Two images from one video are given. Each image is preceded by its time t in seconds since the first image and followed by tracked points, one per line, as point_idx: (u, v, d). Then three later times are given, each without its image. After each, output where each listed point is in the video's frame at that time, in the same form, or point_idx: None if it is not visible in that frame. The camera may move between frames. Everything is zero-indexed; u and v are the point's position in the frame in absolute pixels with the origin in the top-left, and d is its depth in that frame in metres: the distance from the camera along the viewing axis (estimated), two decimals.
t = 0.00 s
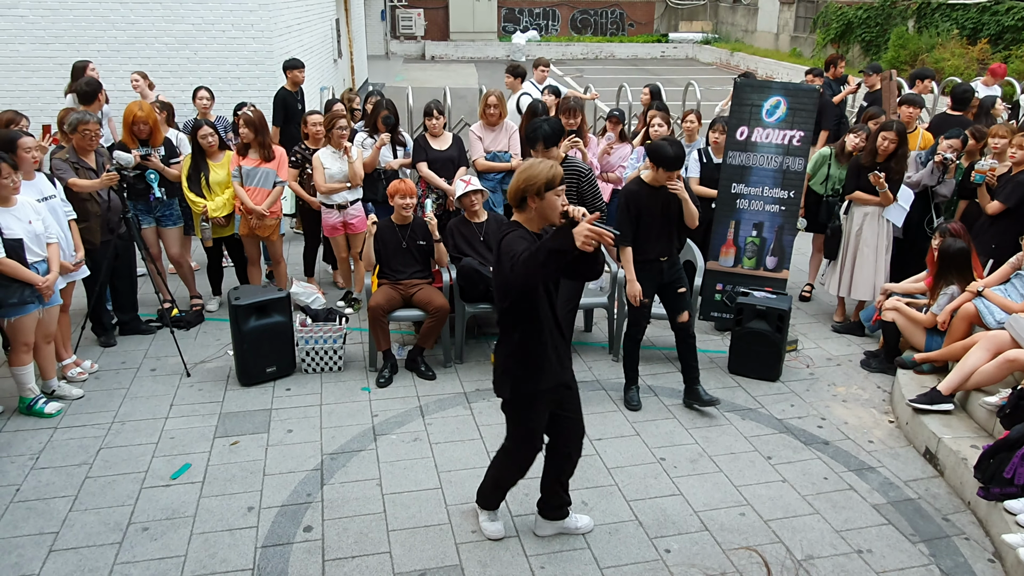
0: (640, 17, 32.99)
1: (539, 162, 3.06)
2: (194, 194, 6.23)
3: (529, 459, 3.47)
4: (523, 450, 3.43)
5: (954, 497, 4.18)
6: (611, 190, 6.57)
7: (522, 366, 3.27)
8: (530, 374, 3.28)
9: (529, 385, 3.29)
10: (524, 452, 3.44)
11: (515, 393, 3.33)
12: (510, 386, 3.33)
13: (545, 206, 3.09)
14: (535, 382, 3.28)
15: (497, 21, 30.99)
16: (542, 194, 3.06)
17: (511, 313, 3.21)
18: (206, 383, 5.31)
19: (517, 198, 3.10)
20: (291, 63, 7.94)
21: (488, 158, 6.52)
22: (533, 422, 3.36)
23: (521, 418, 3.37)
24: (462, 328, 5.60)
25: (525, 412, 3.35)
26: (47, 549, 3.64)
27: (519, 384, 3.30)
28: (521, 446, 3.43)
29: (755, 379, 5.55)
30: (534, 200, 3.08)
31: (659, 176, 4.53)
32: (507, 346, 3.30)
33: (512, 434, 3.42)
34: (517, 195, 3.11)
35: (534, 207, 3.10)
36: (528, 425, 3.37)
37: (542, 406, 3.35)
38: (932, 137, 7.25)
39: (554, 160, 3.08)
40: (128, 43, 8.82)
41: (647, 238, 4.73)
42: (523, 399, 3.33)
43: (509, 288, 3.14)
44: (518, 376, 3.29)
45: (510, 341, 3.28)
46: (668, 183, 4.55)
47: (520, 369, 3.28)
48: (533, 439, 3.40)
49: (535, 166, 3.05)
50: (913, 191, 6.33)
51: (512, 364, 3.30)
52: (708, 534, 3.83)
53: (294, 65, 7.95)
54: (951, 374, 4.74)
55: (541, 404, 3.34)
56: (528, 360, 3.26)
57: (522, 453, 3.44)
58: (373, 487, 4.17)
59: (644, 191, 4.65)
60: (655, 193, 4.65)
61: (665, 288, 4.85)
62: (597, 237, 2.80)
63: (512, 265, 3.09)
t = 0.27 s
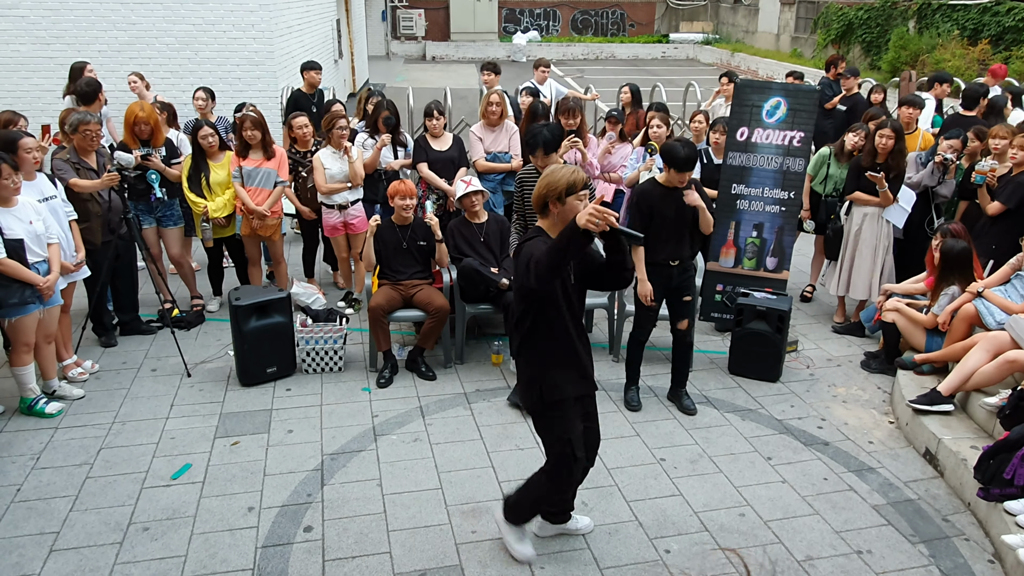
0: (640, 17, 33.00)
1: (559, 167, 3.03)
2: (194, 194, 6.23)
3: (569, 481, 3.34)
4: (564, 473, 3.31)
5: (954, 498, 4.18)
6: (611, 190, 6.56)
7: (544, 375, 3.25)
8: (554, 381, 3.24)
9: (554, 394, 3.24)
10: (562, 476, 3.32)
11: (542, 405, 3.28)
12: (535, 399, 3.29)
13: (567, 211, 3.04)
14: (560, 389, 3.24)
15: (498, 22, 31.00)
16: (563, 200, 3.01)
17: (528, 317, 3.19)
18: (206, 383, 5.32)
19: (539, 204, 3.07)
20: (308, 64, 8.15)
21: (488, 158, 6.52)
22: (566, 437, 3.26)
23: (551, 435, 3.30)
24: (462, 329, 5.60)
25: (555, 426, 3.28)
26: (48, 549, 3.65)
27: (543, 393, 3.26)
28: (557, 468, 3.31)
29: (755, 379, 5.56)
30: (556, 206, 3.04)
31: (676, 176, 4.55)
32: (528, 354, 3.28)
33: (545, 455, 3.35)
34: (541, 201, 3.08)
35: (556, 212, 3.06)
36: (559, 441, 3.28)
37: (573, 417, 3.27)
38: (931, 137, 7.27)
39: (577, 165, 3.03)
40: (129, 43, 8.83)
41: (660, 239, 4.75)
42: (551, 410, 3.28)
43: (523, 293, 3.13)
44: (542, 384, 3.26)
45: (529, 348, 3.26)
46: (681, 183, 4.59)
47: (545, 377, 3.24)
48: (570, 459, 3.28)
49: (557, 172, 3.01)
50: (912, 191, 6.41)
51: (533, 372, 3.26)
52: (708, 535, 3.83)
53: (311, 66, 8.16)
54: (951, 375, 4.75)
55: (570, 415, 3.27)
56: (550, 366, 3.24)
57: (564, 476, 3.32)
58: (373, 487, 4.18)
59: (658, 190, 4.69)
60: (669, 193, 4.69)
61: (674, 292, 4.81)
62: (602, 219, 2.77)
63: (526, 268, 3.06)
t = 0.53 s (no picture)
0: (640, 19, 33.03)
1: (563, 161, 3.01)
2: (194, 196, 6.24)
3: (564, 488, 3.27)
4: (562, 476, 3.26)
5: (952, 499, 4.19)
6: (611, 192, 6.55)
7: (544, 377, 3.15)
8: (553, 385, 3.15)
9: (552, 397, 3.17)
10: (560, 481, 3.26)
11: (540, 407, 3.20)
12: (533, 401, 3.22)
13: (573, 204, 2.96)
14: (558, 393, 3.15)
15: (498, 24, 31.04)
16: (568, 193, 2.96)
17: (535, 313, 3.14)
18: (205, 386, 5.32)
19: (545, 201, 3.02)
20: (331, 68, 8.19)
21: (488, 161, 6.53)
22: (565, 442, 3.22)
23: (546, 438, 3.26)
24: (461, 331, 5.61)
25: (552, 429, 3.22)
26: (46, 551, 3.65)
27: (542, 395, 3.17)
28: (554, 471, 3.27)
29: (754, 381, 5.56)
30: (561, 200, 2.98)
31: (688, 180, 4.55)
32: (529, 355, 3.19)
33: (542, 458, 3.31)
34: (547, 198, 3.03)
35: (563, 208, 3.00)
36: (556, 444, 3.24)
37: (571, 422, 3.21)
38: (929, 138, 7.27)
39: (580, 157, 3.02)
40: (128, 46, 8.84)
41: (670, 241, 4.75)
42: (548, 413, 3.20)
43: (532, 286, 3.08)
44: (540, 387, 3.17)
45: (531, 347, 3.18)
46: (692, 187, 4.60)
47: (544, 379, 3.15)
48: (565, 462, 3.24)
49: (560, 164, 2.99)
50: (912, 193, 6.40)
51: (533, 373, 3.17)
52: (707, 537, 3.83)
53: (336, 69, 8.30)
54: (949, 377, 4.75)
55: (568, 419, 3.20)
56: (550, 369, 3.14)
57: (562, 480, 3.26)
58: (372, 489, 4.18)
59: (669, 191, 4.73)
60: (684, 197, 4.71)
61: (683, 296, 4.80)
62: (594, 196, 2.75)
63: (535, 260, 3.03)
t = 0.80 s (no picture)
0: (638, 21, 33.06)
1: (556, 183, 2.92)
2: (192, 199, 6.25)
3: (574, 518, 3.13)
4: (568, 504, 3.13)
5: (952, 500, 4.19)
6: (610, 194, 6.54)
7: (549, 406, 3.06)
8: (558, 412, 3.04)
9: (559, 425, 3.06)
10: (572, 507, 3.13)
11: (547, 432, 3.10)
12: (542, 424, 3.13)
13: (566, 230, 2.85)
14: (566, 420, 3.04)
15: (496, 26, 31.09)
16: (558, 218, 2.85)
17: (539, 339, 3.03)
18: (204, 388, 5.31)
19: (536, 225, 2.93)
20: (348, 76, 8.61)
21: (486, 162, 6.53)
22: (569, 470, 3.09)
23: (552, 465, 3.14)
24: (460, 332, 5.60)
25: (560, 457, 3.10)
26: (45, 554, 3.65)
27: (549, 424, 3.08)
28: (561, 501, 3.13)
29: (753, 382, 5.56)
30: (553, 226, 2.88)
31: (693, 185, 4.54)
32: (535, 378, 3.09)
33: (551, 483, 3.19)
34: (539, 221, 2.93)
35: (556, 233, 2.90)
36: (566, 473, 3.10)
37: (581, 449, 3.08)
38: (926, 137, 7.24)
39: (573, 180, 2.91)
40: (127, 49, 8.85)
41: (673, 244, 4.74)
42: (556, 443, 3.09)
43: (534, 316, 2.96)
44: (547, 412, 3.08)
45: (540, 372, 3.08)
46: (697, 191, 4.60)
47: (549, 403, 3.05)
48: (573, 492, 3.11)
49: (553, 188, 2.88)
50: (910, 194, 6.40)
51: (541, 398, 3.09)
52: (707, 538, 3.83)
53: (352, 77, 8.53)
54: (949, 378, 4.75)
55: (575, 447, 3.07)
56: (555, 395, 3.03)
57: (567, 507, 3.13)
58: (371, 491, 4.18)
59: (671, 193, 4.74)
60: (691, 202, 4.70)
61: (684, 297, 4.79)
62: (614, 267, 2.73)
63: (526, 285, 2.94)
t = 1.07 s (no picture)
0: (635, 22, 33.08)
1: (556, 197, 2.85)
2: (189, 201, 6.24)
3: (584, 536, 3.15)
4: (577, 528, 3.13)
5: (950, 500, 4.19)
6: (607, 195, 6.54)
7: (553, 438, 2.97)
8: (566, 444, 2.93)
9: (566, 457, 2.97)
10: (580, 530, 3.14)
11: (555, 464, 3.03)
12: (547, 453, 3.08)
13: (566, 247, 2.81)
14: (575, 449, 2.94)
15: (494, 27, 31.08)
16: (558, 234, 2.80)
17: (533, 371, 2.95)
18: (202, 390, 5.31)
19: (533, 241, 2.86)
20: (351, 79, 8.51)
21: (484, 163, 6.53)
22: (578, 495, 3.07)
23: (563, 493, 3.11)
24: (458, 334, 5.60)
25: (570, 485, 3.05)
26: (42, 557, 3.64)
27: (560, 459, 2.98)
28: (572, 523, 3.12)
29: (751, 383, 5.57)
30: (553, 242, 2.83)
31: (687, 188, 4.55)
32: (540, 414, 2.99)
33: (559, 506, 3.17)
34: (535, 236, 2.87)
35: (553, 250, 2.84)
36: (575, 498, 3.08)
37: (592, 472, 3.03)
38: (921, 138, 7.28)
39: (574, 195, 2.84)
40: (124, 50, 8.84)
41: (671, 247, 4.74)
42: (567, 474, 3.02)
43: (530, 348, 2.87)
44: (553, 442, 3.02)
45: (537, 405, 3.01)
46: (691, 195, 4.61)
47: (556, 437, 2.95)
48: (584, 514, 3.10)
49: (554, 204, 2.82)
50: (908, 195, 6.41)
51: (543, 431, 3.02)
52: (704, 539, 3.83)
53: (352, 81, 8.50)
54: (946, 378, 4.76)
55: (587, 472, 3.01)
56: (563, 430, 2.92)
57: (579, 530, 3.12)
58: (369, 493, 4.17)
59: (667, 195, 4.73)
60: (685, 204, 4.71)
61: (679, 299, 4.80)
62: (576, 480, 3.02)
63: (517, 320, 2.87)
